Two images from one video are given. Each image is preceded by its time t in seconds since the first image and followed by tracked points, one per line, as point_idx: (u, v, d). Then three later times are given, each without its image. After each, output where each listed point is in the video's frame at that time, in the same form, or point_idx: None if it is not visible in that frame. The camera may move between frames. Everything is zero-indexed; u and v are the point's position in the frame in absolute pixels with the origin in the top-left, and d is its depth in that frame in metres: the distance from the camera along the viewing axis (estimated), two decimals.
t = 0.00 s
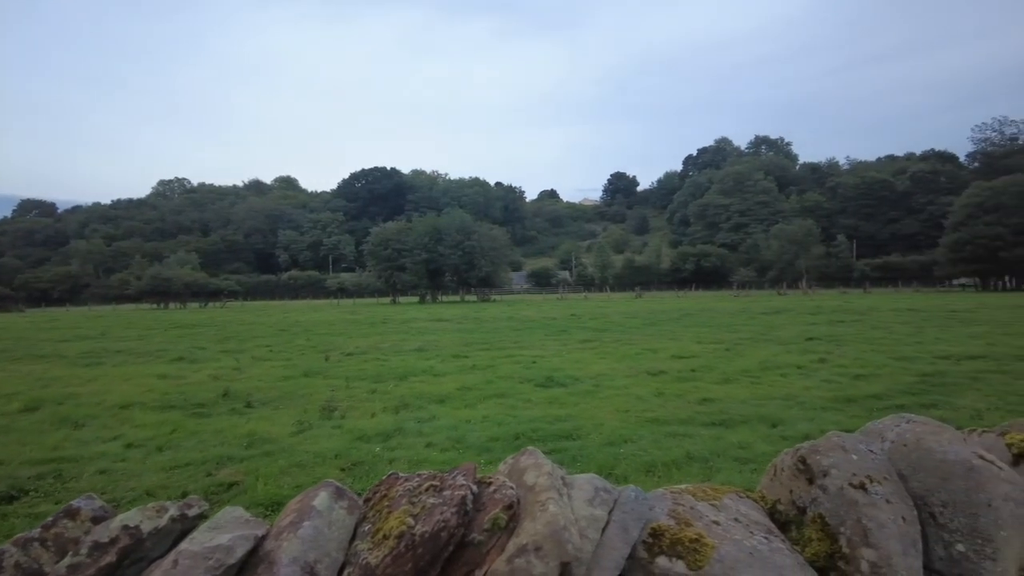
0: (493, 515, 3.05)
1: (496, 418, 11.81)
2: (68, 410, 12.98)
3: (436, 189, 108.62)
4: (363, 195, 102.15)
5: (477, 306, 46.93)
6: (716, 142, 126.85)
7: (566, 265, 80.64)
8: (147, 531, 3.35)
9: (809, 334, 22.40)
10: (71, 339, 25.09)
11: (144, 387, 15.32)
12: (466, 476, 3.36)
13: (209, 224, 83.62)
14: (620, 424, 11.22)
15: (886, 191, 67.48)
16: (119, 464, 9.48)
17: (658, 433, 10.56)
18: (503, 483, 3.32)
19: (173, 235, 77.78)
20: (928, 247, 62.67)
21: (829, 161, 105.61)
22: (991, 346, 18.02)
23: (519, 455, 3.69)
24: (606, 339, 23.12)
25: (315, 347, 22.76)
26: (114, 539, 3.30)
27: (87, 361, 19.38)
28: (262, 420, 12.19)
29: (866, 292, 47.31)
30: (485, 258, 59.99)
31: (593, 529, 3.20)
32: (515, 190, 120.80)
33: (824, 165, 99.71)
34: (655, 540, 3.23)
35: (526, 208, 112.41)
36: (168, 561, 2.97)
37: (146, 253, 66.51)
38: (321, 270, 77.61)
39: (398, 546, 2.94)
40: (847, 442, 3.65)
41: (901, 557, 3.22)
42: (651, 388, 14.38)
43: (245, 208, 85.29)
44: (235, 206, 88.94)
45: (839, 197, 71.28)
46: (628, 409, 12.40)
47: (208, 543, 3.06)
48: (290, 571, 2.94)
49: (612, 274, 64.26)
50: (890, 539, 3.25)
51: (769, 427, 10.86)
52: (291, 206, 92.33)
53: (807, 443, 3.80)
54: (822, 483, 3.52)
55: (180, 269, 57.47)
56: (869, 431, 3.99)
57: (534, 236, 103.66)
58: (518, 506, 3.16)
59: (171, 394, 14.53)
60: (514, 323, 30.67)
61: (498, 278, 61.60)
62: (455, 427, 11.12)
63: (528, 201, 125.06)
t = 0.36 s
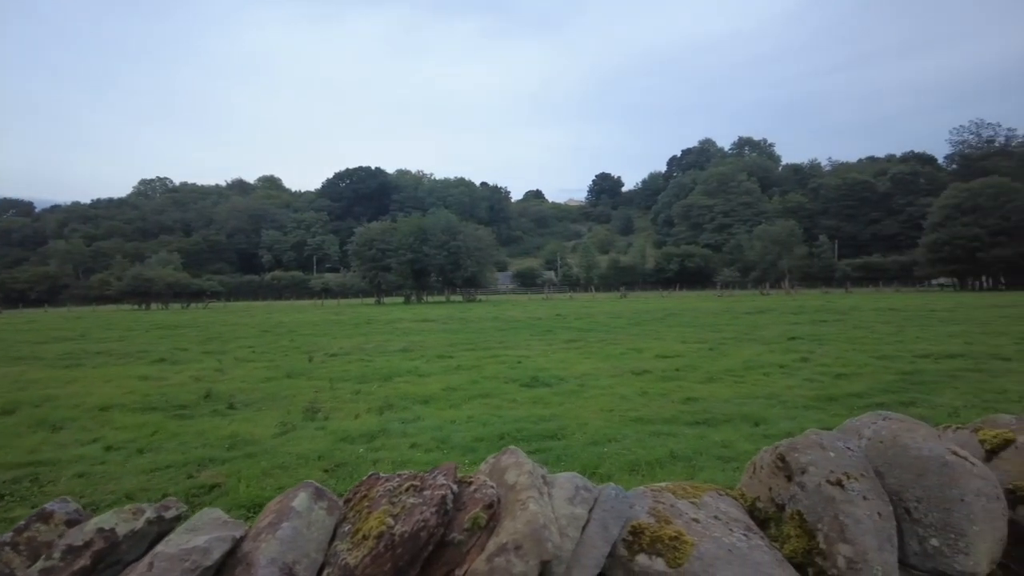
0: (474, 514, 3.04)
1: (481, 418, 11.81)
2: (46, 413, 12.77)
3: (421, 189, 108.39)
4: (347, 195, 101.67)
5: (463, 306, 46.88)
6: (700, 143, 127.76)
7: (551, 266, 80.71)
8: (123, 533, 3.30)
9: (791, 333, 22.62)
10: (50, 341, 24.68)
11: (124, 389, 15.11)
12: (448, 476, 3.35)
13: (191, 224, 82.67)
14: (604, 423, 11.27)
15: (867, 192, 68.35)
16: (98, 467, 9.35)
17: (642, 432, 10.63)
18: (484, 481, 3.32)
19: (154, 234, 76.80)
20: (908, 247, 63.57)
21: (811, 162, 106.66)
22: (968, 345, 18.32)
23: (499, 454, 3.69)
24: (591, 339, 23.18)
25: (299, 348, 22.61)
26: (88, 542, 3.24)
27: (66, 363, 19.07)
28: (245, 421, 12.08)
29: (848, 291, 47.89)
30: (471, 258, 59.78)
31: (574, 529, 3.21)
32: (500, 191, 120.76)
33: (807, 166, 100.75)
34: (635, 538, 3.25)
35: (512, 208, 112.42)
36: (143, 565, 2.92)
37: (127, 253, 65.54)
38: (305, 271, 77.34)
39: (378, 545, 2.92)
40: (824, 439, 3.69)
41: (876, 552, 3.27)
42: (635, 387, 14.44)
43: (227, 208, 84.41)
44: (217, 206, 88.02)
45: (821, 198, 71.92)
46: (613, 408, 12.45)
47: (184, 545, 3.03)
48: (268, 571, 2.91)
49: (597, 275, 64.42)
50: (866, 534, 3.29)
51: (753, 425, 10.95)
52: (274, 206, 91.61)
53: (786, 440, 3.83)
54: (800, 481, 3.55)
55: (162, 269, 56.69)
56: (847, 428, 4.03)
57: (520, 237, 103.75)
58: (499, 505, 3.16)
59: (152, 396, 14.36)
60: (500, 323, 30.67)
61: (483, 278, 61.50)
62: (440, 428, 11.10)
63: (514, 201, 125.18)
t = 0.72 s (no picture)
0: (448, 515, 3.03)
1: (464, 418, 11.78)
2: (20, 416, 12.54)
3: (405, 189, 108.09)
4: (331, 194, 101.07)
5: (447, 307, 46.82)
6: (683, 144, 128.63)
7: (536, 266, 80.68)
8: (92, 538, 3.25)
9: (773, 332, 22.81)
10: (26, 342, 24.25)
11: (102, 391, 14.87)
12: (423, 477, 3.34)
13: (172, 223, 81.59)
14: (587, 422, 11.30)
15: (848, 193, 69.23)
16: (74, 470, 9.20)
17: (625, 431, 10.66)
18: (460, 482, 3.30)
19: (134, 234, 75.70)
20: (888, 247, 64.46)
21: (793, 164, 107.73)
22: (946, 344, 18.59)
23: (476, 454, 3.68)
24: (575, 339, 23.22)
25: (280, 348, 22.42)
26: (54, 547, 3.19)
27: (42, 365, 18.74)
28: (225, 423, 11.95)
29: (829, 291, 48.47)
30: (455, 258, 59.62)
31: (549, 529, 3.21)
32: (485, 191, 120.65)
33: (789, 167, 101.69)
34: (610, 538, 3.26)
35: (496, 209, 112.35)
36: (111, 570, 2.88)
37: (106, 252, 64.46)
38: (287, 271, 77.39)
39: (351, 547, 2.91)
40: (798, 438, 3.71)
41: (850, 548, 3.30)
42: (618, 387, 14.49)
43: (209, 207, 83.42)
44: (198, 205, 86.97)
45: (803, 199, 72.59)
46: (596, 407, 12.47)
47: (153, 548, 3.00)
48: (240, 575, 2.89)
49: (582, 275, 64.51)
50: (838, 530, 3.33)
51: (733, 424, 11.04)
52: (256, 205, 90.76)
53: (761, 439, 3.86)
54: (775, 479, 3.57)
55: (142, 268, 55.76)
56: (821, 427, 4.07)
57: (505, 238, 103.89)
58: (473, 505, 3.15)
59: (130, 398, 14.16)
60: (484, 324, 30.62)
61: (468, 278, 61.32)
62: (423, 428, 11.05)
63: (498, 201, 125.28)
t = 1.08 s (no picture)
0: (416, 517, 3.01)
1: (442, 419, 11.73)
2: None
3: (384, 189, 107.64)
4: (308, 194, 100.16)
5: (426, 306, 46.79)
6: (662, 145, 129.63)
7: (516, 265, 80.67)
8: (52, 545, 3.17)
9: (749, 331, 23.06)
10: None
11: (72, 394, 14.55)
12: (392, 479, 3.31)
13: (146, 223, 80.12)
14: (565, 422, 11.31)
15: (822, 194, 70.31)
16: (41, 475, 8.99)
17: (602, 430, 10.69)
18: (429, 484, 3.29)
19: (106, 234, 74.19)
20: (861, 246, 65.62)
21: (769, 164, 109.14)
22: (916, 342, 18.95)
23: (446, 456, 3.66)
24: (554, 339, 23.26)
25: (256, 350, 22.14)
26: (12, 556, 3.11)
27: (10, 368, 18.28)
28: (199, 425, 11.77)
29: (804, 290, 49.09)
30: (435, 258, 59.59)
31: (518, 530, 3.20)
32: (465, 190, 120.48)
33: (765, 168, 102.92)
34: (580, 538, 3.26)
35: (476, 209, 112.22)
36: None
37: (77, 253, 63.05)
38: (264, 271, 77.75)
39: (317, 551, 2.89)
40: (767, 436, 3.74)
41: (815, 545, 3.34)
42: (596, 386, 14.53)
43: (183, 206, 82.09)
44: (173, 203, 85.59)
45: (778, 200, 73.56)
46: (574, 407, 12.49)
47: (113, 555, 2.94)
48: None
49: (562, 275, 64.63)
50: (805, 527, 3.37)
51: (709, 422, 11.13)
52: (233, 204, 89.63)
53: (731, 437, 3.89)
54: (745, 477, 3.60)
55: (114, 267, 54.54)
56: (790, 424, 4.11)
57: (485, 238, 104.03)
58: (443, 507, 3.13)
59: (101, 401, 13.87)
60: (463, 324, 30.54)
61: (448, 278, 61.15)
62: (400, 430, 10.98)
63: (478, 201, 125.37)
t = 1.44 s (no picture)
0: (383, 519, 2.99)
1: (417, 420, 11.67)
2: None
3: (360, 188, 106.81)
4: (283, 193, 98.97)
5: (401, 307, 47.19)
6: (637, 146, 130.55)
7: (493, 265, 80.56)
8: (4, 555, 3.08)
9: (723, 330, 23.33)
10: None
11: (37, 398, 14.16)
12: (359, 481, 3.29)
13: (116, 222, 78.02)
14: (540, 421, 11.35)
15: (795, 195, 71.43)
16: (3, 482, 8.74)
17: (578, 429, 10.73)
18: (396, 486, 3.27)
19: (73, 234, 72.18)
20: (833, 246, 66.84)
21: (743, 166, 110.59)
22: (883, 341, 19.36)
23: (415, 456, 3.64)
24: (530, 339, 23.30)
25: (229, 351, 21.81)
26: None
27: None
28: (169, 429, 11.55)
29: (778, 289, 49.77)
30: (411, 258, 59.46)
31: (485, 530, 3.21)
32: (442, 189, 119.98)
33: (739, 169, 104.27)
34: (548, 537, 3.27)
35: (453, 208, 111.96)
36: None
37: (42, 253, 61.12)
38: (239, 272, 77.90)
39: (280, 555, 2.86)
40: (733, 433, 3.78)
41: (779, 541, 3.39)
42: (572, 385, 14.59)
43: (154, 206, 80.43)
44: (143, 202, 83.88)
45: (752, 200, 74.55)
46: (550, 407, 12.51)
47: (68, 562, 2.87)
48: None
49: (539, 275, 64.68)
50: (769, 524, 3.42)
51: (683, 420, 11.24)
52: (205, 203, 88.17)
53: (698, 436, 3.92)
54: (711, 474, 3.64)
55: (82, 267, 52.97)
56: (756, 422, 4.16)
57: (462, 238, 104.04)
58: (410, 508, 3.11)
59: (68, 405, 13.54)
60: (439, 324, 30.43)
61: (425, 278, 60.86)
62: (375, 431, 10.89)
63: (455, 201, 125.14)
